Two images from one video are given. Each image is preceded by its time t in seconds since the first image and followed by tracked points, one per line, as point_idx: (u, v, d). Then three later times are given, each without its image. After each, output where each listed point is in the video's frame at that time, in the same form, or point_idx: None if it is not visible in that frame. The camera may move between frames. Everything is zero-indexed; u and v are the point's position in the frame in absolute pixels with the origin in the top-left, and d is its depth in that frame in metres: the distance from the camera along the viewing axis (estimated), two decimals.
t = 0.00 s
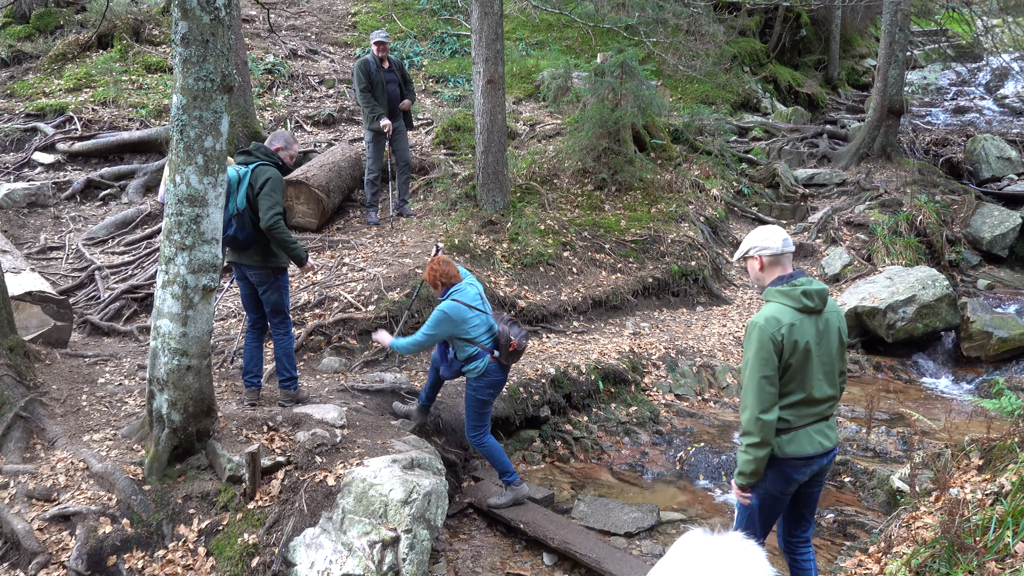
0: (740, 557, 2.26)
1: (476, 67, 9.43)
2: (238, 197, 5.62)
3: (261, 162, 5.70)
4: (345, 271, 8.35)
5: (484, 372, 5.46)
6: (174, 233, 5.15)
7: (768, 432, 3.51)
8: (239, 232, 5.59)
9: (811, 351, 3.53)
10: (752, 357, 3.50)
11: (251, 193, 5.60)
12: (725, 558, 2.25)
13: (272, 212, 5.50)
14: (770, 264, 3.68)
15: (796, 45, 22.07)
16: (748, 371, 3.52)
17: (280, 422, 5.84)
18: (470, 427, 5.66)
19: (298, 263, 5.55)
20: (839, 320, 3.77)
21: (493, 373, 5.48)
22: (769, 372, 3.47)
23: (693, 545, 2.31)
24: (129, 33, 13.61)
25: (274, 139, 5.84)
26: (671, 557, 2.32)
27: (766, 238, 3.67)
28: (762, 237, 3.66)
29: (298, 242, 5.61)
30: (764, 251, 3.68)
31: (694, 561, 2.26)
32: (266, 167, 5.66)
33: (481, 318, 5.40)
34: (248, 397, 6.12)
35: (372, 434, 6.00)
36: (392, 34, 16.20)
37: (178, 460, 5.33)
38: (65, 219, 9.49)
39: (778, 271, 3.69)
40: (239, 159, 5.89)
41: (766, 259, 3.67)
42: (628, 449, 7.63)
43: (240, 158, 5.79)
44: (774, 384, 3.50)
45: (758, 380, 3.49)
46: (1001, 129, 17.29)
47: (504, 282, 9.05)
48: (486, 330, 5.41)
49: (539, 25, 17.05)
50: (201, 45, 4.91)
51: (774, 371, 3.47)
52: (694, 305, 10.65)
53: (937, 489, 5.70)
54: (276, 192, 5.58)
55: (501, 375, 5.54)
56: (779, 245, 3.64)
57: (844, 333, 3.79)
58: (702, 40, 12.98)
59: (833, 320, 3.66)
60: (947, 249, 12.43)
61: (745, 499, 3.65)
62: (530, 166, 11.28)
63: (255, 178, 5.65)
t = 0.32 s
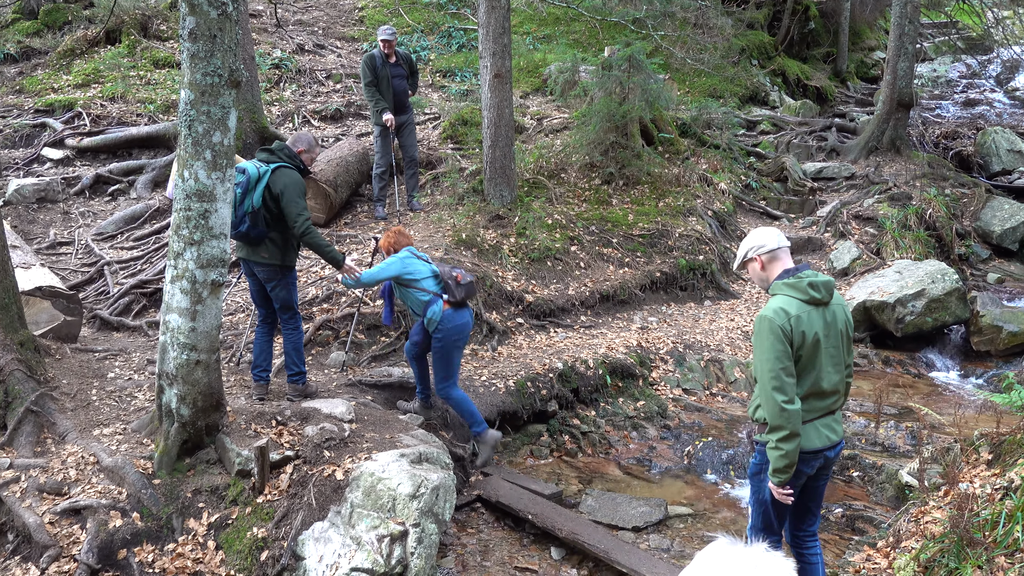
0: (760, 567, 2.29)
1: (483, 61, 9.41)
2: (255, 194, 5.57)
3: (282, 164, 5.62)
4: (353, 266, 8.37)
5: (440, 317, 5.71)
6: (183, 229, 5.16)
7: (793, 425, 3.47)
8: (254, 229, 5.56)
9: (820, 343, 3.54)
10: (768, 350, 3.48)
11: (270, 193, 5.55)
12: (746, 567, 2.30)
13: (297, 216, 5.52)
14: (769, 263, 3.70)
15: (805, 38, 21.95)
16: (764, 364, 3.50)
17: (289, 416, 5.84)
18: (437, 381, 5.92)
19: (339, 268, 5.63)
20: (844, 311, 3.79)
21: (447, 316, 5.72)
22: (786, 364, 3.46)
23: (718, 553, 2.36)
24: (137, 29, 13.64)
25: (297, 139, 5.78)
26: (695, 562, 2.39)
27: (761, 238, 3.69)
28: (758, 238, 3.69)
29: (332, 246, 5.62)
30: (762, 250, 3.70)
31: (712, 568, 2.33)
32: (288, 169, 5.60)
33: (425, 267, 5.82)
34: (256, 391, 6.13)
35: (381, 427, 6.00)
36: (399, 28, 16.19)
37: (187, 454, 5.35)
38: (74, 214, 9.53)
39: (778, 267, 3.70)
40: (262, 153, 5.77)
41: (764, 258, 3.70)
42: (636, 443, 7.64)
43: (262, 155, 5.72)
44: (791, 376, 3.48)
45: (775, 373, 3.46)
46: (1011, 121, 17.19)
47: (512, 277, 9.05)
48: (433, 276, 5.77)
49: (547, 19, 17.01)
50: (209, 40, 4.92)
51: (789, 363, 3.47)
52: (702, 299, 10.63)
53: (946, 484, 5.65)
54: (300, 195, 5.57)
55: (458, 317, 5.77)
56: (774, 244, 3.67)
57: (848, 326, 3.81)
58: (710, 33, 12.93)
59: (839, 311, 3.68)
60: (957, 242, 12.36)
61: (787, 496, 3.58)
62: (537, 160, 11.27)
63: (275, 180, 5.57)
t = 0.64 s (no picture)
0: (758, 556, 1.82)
1: (487, 55, 9.41)
2: (271, 194, 5.53)
3: (297, 164, 5.65)
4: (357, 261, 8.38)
5: (410, 279, 5.96)
6: (187, 224, 5.16)
7: (763, 423, 3.58)
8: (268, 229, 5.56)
9: (803, 337, 3.59)
10: (744, 349, 3.57)
11: (287, 193, 5.56)
12: (744, 556, 1.82)
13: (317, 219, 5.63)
14: (749, 261, 3.74)
15: (810, 31, 21.87)
16: (740, 363, 3.59)
17: (294, 411, 5.84)
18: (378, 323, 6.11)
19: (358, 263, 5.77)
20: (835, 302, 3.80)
21: (420, 281, 5.99)
22: (761, 363, 3.54)
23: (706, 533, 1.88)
24: (140, 25, 13.65)
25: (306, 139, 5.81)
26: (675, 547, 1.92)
27: (738, 237, 3.74)
28: (734, 238, 3.73)
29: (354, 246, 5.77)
30: (740, 250, 3.74)
31: (697, 558, 1.84)
32: (302, 169, 5.65)
33: (406, 230, 6.06)
34: (261, 386, 6.14)
35: (385, 422, 6.00)
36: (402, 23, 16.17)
37: (192, 449, 5.36)
38: (79, 210, 9.56)
39: (758, 264, 3.73)
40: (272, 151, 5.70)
41: (744, 256, 3.73)
42: (640, 437, 7.64)
43: (274, 154, 5.66)
44: (768, 373, 3.56)
45: (751, 373, 3.55)
46: (1017, 115, 17.12)
47: (516, 272, 9.06)
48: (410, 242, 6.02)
49: (550, 14, 16.99)
50: (213, 35, 4.92)
51: (766, 361, 3.54)
52: (706, 293, 10.62)
53: (950, 477, 5.62)
54: (316, 198, 5.67)
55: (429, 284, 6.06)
56: (751, 242, 3.71)
57: (840, 315, 3.82)
58: (714, 26, 12.90)
59: (825, 303, 3.70)
60: (963, 236, 12.33)
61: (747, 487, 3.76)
62: (541, 154, 11.26)
63: (292, 181, 5.58)
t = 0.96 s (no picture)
0: (721, 536, 2.30)
1: (489, 51, 9.41)
2: (274, 186, 5.54)
3: (298, 156, 5.65)
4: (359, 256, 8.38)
5: (375, 264, 5.93)
6: (190, 220, 5.17)
7: (749, 418, 3.64)
8: (271, 222, 5.56)
9: (792, 334, 3.62)
10: (732, 346, 3.62)
11: (289, 185, 5.58)
12: (712, 534, 2.28)
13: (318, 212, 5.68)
14: (744, 256, 3.75)
15: (813, 26, 21.82)
16: (728, 360, 3.64)
17: (297, 407, 5.84)
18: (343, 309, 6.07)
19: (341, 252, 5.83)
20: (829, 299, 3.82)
21: (385, 268, 5.96)
22: (748, 360, 3.59)
23: (679, 512, 2.32)
24: (142, 21, 13.63)
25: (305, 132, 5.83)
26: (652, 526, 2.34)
27: (734, 232, 3.75)
28: (730, 233, 3.75)
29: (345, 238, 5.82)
30: (735, 245, 3.76)
31: (673, 532, 2.28)
32: (303, 161, 5.67)
33: (384, 221, 6.07)
34: (264, 382, 6.14)
35: (388, 418, 6.00)
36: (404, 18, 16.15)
37: (196, 445, 5.36)
38: (82, 206, 9.57)
39: (753, 260, 3.75)
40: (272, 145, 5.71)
41: (739, 252, 3.75)
42: (643, 433, 7.64)
43: (275, 146, 5.65)
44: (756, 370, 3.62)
45: (739, 369, 3.61)
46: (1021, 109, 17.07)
47: (519, 267, 9.06)
48: (384, 232, 6.02)
49: (553, 9, 16.96)
50: (214, 31, 4.91)
51: (754, 358, 3.60)
52: (708, 289, 10.62)
53: (954, 473, 5.60)
54: (317, 190, 5.70)
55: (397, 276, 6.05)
56: (747, 237, 3.73)
57: (834, 312, 3.84)
58: (717, 21, 12.87)
59: (817, 300, 3.73)
60: (966, 231, 12.30)
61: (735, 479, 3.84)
62: (544, 150, 11.24)
63: (293, 174, 5.60)
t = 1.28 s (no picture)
0: (691, 512, 2.20)
1: (491, 48, 9.41)
2: (269, 178, 5.55)
3: (292, 148, 5.64)
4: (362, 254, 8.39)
5: (342, 243, 5.96)
6: (193, 218, 5.17)
7: (748, 419, 3.66)
8: (268, 215, 5.54)
9: (793, 337, 3.67)
10: (736, 347, 3.63)
11: (283, 177, 5.57)
12: (681, 510, 2.19)
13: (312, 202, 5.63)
14: (746, 259, 3.79)
15: (815, 23, 21.77)
16: (732, 360, 3.64)
17: (299, 404, 5.84)
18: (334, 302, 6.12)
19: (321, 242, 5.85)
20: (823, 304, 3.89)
21: (352, 247, 5.98)
22: (752, 361, 3.61)
23: (649, 488, 2.24)
24: (144, 18, 13.62)
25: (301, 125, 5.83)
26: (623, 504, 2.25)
27: (738, 234, 3.80)
28: (734, 235, 3.79)
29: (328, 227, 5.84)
30: (738, 247, 3.80)
31: (641, 507, 2.20)
32: (298, 152, 5.63)
33: (347, 199, 6.09)
34: (266, 380, 6.16)
35: (390, 416, 6.00)
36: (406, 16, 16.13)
37: (199, 442, 5.37)
38: (85, 204, 9.59)
39: (755, 263, 3.79)
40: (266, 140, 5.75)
41: (741, 254, 3.79)
42: (645, 431, 7.64)
43: (269, 140, 5.66)
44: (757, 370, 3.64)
45: (742, 370, 3.62)
46: None
47: (521, 265, 9.06)
48: (349, 210, 6.04)
49: (555, 6, 16.94)
50: (217, 29, 4.92)
51: (758, 359, 3.62)
52: (711, 287, 10.62)
53: (956, 471, 5.60)
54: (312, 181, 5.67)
55: (364, 254, 6.06)
56: (750, 240, 3.77)
57: (826, 317, 3.92)
58: (719, 19, 12.87)
59: (814, 305, 3.79)
60: (969, 229, 12.28)
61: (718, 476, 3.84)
62: (546, 147, 11.24)
63: (286, 165, 5.57)
